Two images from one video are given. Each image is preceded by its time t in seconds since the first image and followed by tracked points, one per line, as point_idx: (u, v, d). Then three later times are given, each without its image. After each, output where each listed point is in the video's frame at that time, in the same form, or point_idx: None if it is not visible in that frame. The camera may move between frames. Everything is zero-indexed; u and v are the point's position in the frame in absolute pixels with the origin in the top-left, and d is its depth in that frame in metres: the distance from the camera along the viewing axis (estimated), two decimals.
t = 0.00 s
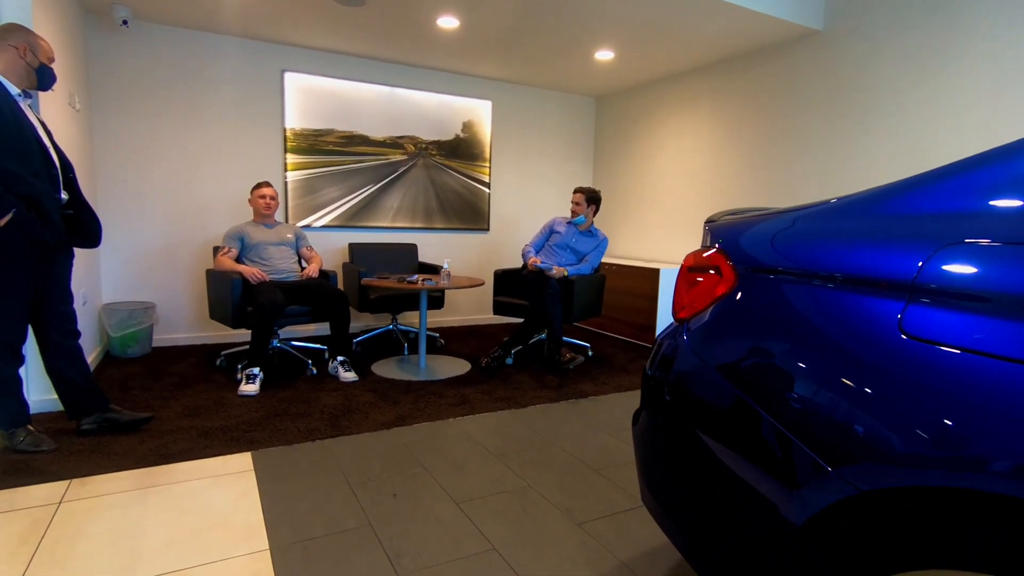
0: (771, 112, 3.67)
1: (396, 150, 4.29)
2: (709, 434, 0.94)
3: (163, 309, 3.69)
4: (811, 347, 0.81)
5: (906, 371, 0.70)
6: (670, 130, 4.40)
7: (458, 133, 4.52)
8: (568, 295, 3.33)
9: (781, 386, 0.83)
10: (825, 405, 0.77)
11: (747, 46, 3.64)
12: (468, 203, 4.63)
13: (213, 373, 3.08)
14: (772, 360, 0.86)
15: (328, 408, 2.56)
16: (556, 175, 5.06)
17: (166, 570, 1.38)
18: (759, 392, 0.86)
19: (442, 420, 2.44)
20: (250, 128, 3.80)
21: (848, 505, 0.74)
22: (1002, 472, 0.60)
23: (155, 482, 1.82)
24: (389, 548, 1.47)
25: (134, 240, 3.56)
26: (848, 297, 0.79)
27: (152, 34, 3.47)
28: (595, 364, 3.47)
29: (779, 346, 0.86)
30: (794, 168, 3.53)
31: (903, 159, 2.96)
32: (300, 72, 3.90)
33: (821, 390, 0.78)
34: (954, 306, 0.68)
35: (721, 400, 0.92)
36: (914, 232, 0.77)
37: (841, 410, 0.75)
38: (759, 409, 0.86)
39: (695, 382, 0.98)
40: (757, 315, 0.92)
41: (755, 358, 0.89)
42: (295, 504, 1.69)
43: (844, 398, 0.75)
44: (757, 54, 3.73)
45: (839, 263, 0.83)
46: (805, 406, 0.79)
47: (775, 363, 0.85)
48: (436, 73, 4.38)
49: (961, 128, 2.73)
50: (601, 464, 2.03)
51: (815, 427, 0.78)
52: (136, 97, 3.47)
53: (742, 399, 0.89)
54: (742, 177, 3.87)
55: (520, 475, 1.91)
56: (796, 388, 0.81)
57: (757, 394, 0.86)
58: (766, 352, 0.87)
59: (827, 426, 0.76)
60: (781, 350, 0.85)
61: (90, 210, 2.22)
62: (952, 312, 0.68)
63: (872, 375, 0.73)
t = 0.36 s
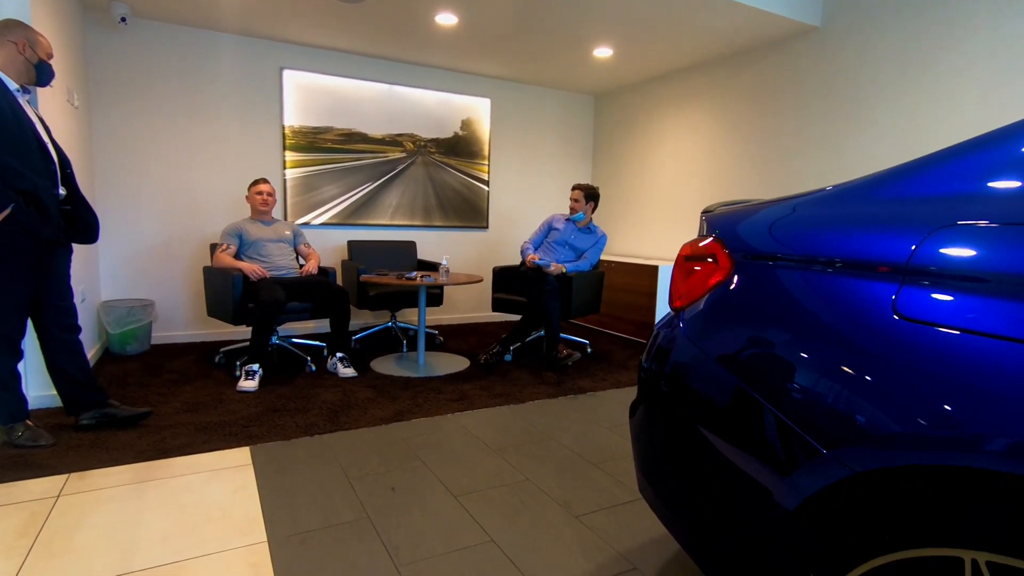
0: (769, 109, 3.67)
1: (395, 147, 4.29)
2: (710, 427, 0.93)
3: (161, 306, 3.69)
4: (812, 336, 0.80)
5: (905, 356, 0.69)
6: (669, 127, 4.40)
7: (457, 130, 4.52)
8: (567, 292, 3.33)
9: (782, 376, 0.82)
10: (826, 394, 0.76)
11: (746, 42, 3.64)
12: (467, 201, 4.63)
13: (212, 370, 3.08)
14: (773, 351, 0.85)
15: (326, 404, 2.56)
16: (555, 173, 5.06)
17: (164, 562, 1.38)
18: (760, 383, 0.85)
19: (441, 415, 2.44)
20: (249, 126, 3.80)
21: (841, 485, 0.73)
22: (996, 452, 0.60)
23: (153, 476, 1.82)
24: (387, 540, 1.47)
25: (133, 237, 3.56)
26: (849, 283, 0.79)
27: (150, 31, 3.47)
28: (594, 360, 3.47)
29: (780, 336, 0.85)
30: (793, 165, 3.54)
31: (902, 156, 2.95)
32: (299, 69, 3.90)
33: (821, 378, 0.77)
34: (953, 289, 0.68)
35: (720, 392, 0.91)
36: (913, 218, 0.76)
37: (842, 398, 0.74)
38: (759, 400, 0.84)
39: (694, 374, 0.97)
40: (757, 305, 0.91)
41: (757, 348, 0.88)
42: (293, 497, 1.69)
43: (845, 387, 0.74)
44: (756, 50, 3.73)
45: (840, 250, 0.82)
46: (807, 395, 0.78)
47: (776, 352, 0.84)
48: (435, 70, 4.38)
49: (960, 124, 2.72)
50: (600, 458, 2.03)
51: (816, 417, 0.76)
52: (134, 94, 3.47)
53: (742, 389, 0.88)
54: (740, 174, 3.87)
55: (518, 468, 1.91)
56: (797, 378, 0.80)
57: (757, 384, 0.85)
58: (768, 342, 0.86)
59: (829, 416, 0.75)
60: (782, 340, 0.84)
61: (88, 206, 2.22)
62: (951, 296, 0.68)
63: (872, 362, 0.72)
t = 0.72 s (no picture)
0: (765, 105, 3.68)
1: (393, 144, 4.29)
2: (705, 419, 0.89)
3: (159, 303, 3.69)
4: (810, 321, 0.76)
5: (905, 335, 0.66)
6: (666, 124, 4.41)
7: (454, 127, 4.52)
8: (561, 286, 3.33)
9: (780, 364, 0.78)
10: (826, 382, 0.72)
11: (742, 38, 3.65)
12: (465, 198, 4.63)
13: (209, 366, 3.08)
14: (771, 338, 0.81)
15: (322, 398, 2.56)
16: (552, 170, 5.07)
17: (158, 551, 1.38)
18: (757, 372, 0.81)
19: (437, 409, 2.44)
20: (246, 123, 3.80)
21: (826, 460, 0.72)
22: (989, 426, 0.58)
23: (148, 468, 1.82)
24: (381, 529, 1.47)
25: (130, 234, 3.56)
26: (846, 263, 0.76)
27: (148, 28, 3.47)
28: (591, 356, 3.48)
29: (779, 323, 0.81)
30: (789, 161, 3.55)
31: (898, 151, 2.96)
32: (296, 66, 3.90)
33: (820, 365, 0.73)
34: (951, 265, 0.66)
35: (714, 381, 0.87)
36: (910, 197, 0.74)
37: (842, 385, 0.70)
38: (757, 390, 0.80)
39: (689, 365, 0.92)
40: (753, 291, 0.87)
41: (754, 336, 0.83)
42: (287, 488, 1.69)
43: (844, 373, 0.70)
44: (753, 46, 3.74)
45: (836, 230, 0.79)
46: (807, 384, 0.74)
47: (774, 340, 0.80)
48: (432, 68, 4.39)
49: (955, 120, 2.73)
50: (595, 450, 2.03)
51: (816, 405, 0.73)
52: (131, 91, 3.47)
53: (737, 378, 0.84)
54: (737, 170, 3.88)
55: (513, 460, 1.92)
56: (797, 366, 0.76)
57: (756, 373, 0.81)
58: (766, 330, 0.82)
59: (831, 405, 0.71)
60: (782, 327, 0.80)
61: (83, 201, 2.22)
62: (949, 271, 0.66)
63: (872, 344, 0.69)
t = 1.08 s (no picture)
0: (760, 101, 3.69)
1: (389, 141, 4.29)
2: (699, 409, 0.86)
3: (154, 300, 3.68)
4: (809, 306, 0.74)
5: (901, 313, 0.65)
6: (662, 121, 4.42)
7: (450, 124, 4.52)
8: (551, 280, 3.33)
9: (779, 351, 0.76)
10: (824, 368, 0.70)
11: (737, 34, 3.66)
12: (461, 194, 4.63)
13: (204, 361, 3.07)
14: (769, 325, 0.78)
15: (317, 392, 2.56)
16: (548, 167, 5.07)
17: (150, 541, 1.37)
18: (754, 359, 0.78)
19: (432, 403, 2.44)
20: (241, 119, 3.80)
21: (813, 436, 0.71)
22: (981, 398, 0.57)
23: (141, 461, 1.82)
24: (375, 519, 1.46)
25: (124, 230, 3.55)
26: (843, 243, 0.74)
27: (142, 23, 3.47)
28: (587, 351, 3.48)
29: (777, 309, 0.78)
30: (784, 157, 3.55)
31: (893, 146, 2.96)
32: (292, 63, 3.90)
33: (817, 350, 0.71)
34: (944, 242, 0.65)
35: (707, 367, 0.86)
36: (903, 174, 0.73)
37: (841, 371, 0.68)
38: (755, 377, 0.78)
39: (684, 354, 0.90)
40: (750, 277, 0.84)
41: (751, 323, 0.81)
42: (280, 479, 1.69)
43: (841, 358, 0.68)
44: (748, 42, 3.74)
45: (832, 210, 0.78)
46: (805, 372, 0.72)
47: (773, 327, 0.77)
48: (428, 65, 4.39)
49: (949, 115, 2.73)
50: (590, 442, 2.03)
51: (817, 394, 0.70)
52: (126, 87, 3.47)
53: (733, 365, 0.81)
54: (732, 165, 3.89)
55: (507, 452, 1.91)
56: (795, 353, 0.74)
57: (752, 361, 0.79)
58: (763, 316, 0.79)
59: (828, 391, 0.69)
60: (779, 313, 0.77)
61: (77, 195, 2.22)
62: (944, 245, 0.65)
63: (870, 325, 0.67)
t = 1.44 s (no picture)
0: (749, 97, 3.70)
1: (379, 138, 4.28)
2: (686, 399, 0.85)
3: (142, 298, 3.65)
4: (799, 294, 0.72)
5: (887, 294, 0.63)
6: (652, 118, 4.43)
7: (441, 122, 4.51)
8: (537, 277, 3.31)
9: (769, 341, 0.74)
10: (815, 358, 0.68)
11: (726, 30, 3.68)
12: (452, 192, 4.62)
13: (192, 359, 3.05)
14: (759, 314, 0.76)
15: (307, 389, 2.55)
16: (540, 164, 5.08)
17: (134, 535, 1.36)
18: (745, 350, 0.76)
19: (422, 398, 2.43)
20: (230, 115, 3.77)
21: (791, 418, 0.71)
22: (966, 376, 0.56)
23: (126, 457, 1.80)
24: (361, 513, 1.45)
25: (112, 227, 3.52)
26: (830, 227, 0.73)
27: (129, 19, 3.44)
28: (578, 347, 3.48)
29: (768, 297, 0.76)
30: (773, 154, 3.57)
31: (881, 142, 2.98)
32: (280, 59, 3.87)
33: (805, 340, 0.70)
34: (933, 222, 0.64)
35: (692, 357, 0.85)
36: (887, 156, 0.73)
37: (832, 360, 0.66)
38: (745, 367, 0.76)
39: (672, 345, 0.88)
40: (739, 265, 0.82)
41: (742, 313, 0.79)
42: (267, 474, 1.68)
43: (830, 346, 0.67)
44: (737, 39, 3.76)
45: (818, 194, 0.76)
46: (797, 363, 0.70)
47: (763, 316, 0.75)
48: (418, 62, 4.38)
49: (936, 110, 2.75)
50: (579, 436, 2.03)
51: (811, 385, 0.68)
52: (113, 83, 3.44)
53: (721, 354, 0.79)
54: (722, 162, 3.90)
55: (497, 446, 1.91)
56: (785, 344, 0.72)
57: (744, 351, 0.76)
58: (753, 305, 0.77)
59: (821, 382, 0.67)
60: (769, 302, 0.75)
61: (62, 191, 2.19)
62: (929, 224, 0.64)
63: (858, 309, 0.65)
